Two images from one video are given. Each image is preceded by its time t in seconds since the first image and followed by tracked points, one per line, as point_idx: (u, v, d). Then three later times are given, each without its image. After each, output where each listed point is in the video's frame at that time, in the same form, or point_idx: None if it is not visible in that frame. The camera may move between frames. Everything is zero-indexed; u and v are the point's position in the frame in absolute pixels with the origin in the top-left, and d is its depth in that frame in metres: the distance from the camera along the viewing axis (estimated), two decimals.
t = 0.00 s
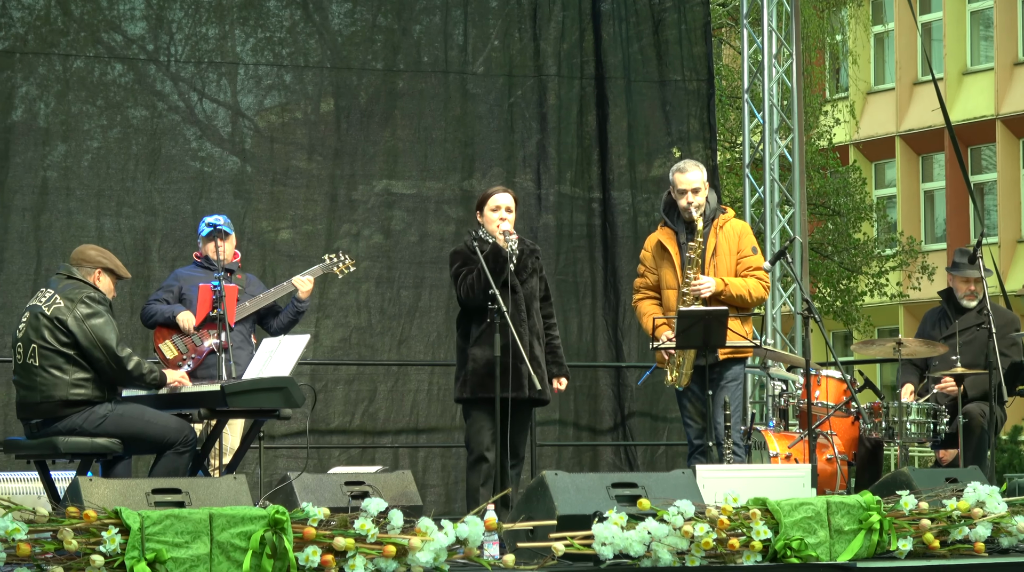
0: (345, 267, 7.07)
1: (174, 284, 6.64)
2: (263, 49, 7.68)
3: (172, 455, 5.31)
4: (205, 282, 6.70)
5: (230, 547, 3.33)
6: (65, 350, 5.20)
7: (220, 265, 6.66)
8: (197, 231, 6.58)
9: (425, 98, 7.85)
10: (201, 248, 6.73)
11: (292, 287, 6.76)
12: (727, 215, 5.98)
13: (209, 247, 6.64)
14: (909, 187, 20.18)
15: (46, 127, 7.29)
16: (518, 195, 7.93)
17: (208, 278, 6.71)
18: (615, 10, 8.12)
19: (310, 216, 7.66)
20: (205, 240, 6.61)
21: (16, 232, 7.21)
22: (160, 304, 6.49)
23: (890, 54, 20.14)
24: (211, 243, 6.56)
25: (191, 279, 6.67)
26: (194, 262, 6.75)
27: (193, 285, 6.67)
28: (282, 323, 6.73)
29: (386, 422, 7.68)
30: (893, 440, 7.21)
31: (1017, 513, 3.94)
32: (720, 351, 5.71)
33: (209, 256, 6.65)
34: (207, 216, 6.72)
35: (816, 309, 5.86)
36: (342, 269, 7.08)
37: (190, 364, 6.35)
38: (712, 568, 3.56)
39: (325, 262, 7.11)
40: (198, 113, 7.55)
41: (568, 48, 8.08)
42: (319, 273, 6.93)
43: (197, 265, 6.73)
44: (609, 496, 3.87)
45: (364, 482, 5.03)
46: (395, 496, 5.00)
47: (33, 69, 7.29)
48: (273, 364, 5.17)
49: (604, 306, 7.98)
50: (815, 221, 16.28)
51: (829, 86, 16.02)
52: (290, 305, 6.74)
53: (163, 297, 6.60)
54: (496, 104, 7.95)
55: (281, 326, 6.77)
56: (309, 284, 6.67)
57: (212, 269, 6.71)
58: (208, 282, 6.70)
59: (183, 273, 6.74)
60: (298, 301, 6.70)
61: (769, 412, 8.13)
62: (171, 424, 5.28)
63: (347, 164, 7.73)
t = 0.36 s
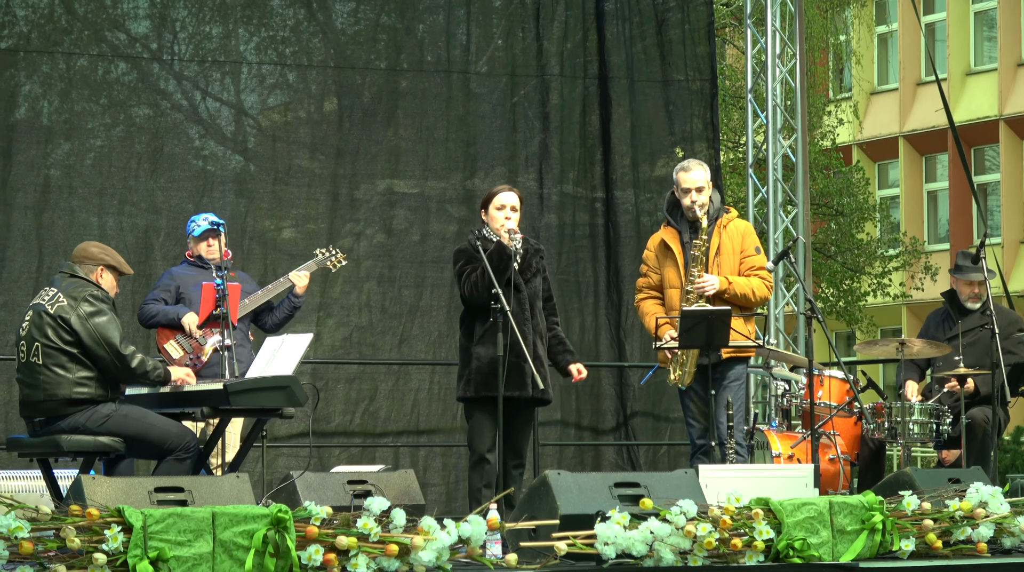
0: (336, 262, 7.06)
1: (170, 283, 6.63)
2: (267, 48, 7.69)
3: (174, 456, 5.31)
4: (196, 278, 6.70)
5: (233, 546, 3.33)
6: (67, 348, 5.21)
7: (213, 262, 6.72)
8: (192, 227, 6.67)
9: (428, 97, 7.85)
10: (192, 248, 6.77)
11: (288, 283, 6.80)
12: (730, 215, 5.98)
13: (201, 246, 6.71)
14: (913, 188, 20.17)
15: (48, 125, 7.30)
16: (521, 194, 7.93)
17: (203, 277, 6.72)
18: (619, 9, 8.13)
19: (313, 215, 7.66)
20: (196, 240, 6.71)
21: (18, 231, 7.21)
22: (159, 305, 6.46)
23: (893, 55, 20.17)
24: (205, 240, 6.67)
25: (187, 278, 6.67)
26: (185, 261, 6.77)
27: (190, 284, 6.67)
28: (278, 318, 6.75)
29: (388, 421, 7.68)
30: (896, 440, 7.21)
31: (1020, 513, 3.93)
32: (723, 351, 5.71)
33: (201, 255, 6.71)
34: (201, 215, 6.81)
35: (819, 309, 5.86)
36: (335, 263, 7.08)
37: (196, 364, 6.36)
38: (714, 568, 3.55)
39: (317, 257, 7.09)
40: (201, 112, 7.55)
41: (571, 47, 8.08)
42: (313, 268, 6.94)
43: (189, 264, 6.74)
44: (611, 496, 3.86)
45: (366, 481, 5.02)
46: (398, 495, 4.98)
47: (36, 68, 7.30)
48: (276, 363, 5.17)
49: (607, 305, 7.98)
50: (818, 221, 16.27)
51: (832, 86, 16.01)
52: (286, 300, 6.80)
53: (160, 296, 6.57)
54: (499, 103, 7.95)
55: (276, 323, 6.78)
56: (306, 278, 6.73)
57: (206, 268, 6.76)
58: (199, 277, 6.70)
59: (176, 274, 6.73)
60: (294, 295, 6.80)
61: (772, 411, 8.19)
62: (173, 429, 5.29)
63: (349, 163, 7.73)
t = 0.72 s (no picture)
0: (322, 255, 6.99)
1: (160, 283, 6.61)
2: (269, 46, 7.69)
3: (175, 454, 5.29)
4: (181, 277, 6.70)
5: (233, 544, 3.34)
6: (68, 346, 5.22)
7: (201, 262, 6.78)
8: (180, 226, 6.71)
9: (430, 96, 7.85)
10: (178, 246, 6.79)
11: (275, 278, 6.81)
12: (731, 215, 5.98)
13: (189, 244, 6.74)
14: (914, 188, 20.16)
15: (49, 123, 7.30)
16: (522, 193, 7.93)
17: (189, 276, 6.72)
18: (621, 9, 8.13)
19: (314, 214, 7.67)
20: (184, 238, 6.73)
21: (18, 228, 7.21)
22: (151, 306, 6.45)
23: (895, 55, 20.18)
24: (195, 239, 6.72)
25: (174, 277, 6.66)
26: (171, 260, 6.77)
27: (178, 283, 6.67)
28: (266, 315, 6.77)
29: (388, 420, 7.68)
30: (897, 441, 7.20)
31: (1020, 515, 3.93)
32: (724, 350, 5.71)
33: (189, 253, 6.74)
34: (186, 214, 6.84)
35: (820, 309, 5.85)
36: (321, 257, 7.03)
37: (193, 363, 6.37)
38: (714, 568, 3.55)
39: (303, 251, 7.03)
40: (203, 110, 7.56)
41: (574, 47, 8.07)
42: (300, 263, 6.88)
43: (176, 263, 6.74)
44: (611, 496, 3.86)
45: (367, 480, 5.02)
46: (399, 493, 4.98)
47: (38, 65, 7.30)
48: (277, 362, 5.16)
49: (608, 304, 7.98)
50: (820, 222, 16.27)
51: (835, 86, 16.02)
52: (274, 296, 6.82)
53: (152, 296, 6.56)
54: (500, 103, 7.95)
55: (264, 319, 6.78)
56: (294, 273, 6.74)
57: (193, 268, 6.77)
58: (185, 276, 6.71)
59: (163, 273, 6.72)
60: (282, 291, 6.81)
61: (773, 412, 8.21)
62: (176, 425, 5.27)
63: (350, 162, 7.73)
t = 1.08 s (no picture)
0: (297, 244, 6.81)
1: (146, 283, 6.64)
2: (270, 45, 7.69)
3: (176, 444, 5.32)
4: (165, 274, 6.72)
5: (233, 543, 3.34)
6: (67, 344, 5.22)
7: (185, 260, 6.82)
8: (164, 225, 6.76)
9: (430, 95, 7.85)
10: (163, 245, 6.83)
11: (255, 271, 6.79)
12: (731, 215, 5.97)
13: (174, 243, 6.79)
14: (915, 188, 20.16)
15: (49, 121, 7.30)
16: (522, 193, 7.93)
17: (175, 274, 6.75)
18: (622, 9, 8.13)
19: (313, 214, 7.67)
20: (169, 236, 6.78)
21: (18, 226, 7.22)
22: (139, 306, 6.50)
23: (895, 55, 20.18)
24: (180, 237, 6.76)
25: (159, 275, 6.68)
26: (155, 259, 6.80)
27: (163, 281, 6.69)
28: (250, 309, 6.78)
29: (387, 420, 7.68)
30: (897, 440, 7.20)
31: (1020, 515, 3.93)
32: (724, 350, 5.70)
33: (175, 252, 6.79)
34: (171, 214, 6.88)
35: (820, 309, 5.85)
36: (295, 245, 6.83)
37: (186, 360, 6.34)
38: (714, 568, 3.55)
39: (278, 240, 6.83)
40: (204, 109, 7.56)
41: (574, 46, 8.07)
42: (277, 253, 6.75)
43: (160, 262, 6.78)
44: (611, 495, 3.86)
45: (367, 479, 5.01)
46: (399, 492, 4.98)
47: (39, 63, 7.30)
48: (278, 361, 5.16)
49: (608, 304, 7.98)
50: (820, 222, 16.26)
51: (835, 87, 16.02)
52: (255, 290, 6.81)
53: (140, 296, 6.59)
54: (500, 102, 7.95)
55: (247, 313, 6.81)
56: (274, 264, 6.72)
57: (178, 266, 6.80)
58: (170, 274, 6.72)
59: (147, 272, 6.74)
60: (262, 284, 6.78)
61: (773, 412, 8.23)
62: (175, 421, 5.26)
63: (350, 161, 7.73)
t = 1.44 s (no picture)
0: (291, 251, 7.02)
1: (139, 283, 6.65)
2: (270, 45, 7.69)
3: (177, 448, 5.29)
4: (159, 275, 6.74)
5: (233, 542, 3.34)
6: (67, 343, 5.22)
7: (179, 262, 6.83)
8: (158, 226, 6.77)
9: (430, 95, 7.85)
10: (155, 245, 6.83)
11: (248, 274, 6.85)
12: (731, 216, 5.97)
13: (167, 244, 6.80)
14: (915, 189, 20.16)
15: (48, 120, 7.30)
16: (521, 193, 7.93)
17: (167, 274, 6.77)
18: (622, 9, 8.13)
19: (313, 213, 7.67)
20: (162, 237, 6.79)
21: (17, 226, 7.22)
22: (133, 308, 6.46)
23: (895, 56, 20.18)
24: (173, 239, 6.78)
25: (153, 277, 6.70)
26: (147, 259, 6.79)
27: (157, 282, 6.71)
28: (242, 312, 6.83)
29: (386, 420, 7.68)
30: (897, 441, 7.20)
31: (1019, 515, 3.93)
32: (723, 350, 5.70)
33: (167, 253, 6.79)
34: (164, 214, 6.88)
35: (820, 310, 5.85)
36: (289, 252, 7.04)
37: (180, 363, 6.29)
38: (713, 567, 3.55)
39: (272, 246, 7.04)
40: (203, 108, 7.55)
41: (574, 46, 8.08)
42: (271, 258, 6.92)
43: (152, 262, 6.78)
44: (611, 495, 3.86)
45: (367, 479, 5.01)
46: (399, 491, 4.99)
47: (39, 62, 7.30)
48: (278, 360, 5.16)
49: (608, 304, 7.98)
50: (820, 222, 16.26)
51: (835, 87, 16.03)
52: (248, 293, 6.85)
53: (132, 297, 6.60)
54: (500, 102, 7.95)
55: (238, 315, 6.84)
56: (268, 268, 6.81)
57: (169, 267, 6.82)
58: (163, 274, 6.74)
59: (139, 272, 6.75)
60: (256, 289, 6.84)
61: (773, 413, 8.25)
62: (175, 420, 5.25)
63: (350, 160, 7.73)
